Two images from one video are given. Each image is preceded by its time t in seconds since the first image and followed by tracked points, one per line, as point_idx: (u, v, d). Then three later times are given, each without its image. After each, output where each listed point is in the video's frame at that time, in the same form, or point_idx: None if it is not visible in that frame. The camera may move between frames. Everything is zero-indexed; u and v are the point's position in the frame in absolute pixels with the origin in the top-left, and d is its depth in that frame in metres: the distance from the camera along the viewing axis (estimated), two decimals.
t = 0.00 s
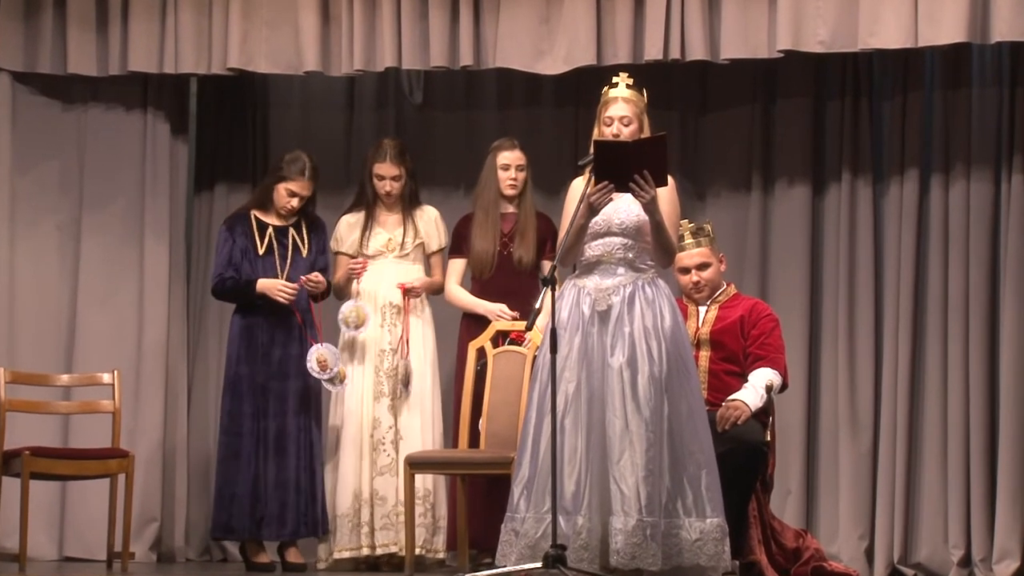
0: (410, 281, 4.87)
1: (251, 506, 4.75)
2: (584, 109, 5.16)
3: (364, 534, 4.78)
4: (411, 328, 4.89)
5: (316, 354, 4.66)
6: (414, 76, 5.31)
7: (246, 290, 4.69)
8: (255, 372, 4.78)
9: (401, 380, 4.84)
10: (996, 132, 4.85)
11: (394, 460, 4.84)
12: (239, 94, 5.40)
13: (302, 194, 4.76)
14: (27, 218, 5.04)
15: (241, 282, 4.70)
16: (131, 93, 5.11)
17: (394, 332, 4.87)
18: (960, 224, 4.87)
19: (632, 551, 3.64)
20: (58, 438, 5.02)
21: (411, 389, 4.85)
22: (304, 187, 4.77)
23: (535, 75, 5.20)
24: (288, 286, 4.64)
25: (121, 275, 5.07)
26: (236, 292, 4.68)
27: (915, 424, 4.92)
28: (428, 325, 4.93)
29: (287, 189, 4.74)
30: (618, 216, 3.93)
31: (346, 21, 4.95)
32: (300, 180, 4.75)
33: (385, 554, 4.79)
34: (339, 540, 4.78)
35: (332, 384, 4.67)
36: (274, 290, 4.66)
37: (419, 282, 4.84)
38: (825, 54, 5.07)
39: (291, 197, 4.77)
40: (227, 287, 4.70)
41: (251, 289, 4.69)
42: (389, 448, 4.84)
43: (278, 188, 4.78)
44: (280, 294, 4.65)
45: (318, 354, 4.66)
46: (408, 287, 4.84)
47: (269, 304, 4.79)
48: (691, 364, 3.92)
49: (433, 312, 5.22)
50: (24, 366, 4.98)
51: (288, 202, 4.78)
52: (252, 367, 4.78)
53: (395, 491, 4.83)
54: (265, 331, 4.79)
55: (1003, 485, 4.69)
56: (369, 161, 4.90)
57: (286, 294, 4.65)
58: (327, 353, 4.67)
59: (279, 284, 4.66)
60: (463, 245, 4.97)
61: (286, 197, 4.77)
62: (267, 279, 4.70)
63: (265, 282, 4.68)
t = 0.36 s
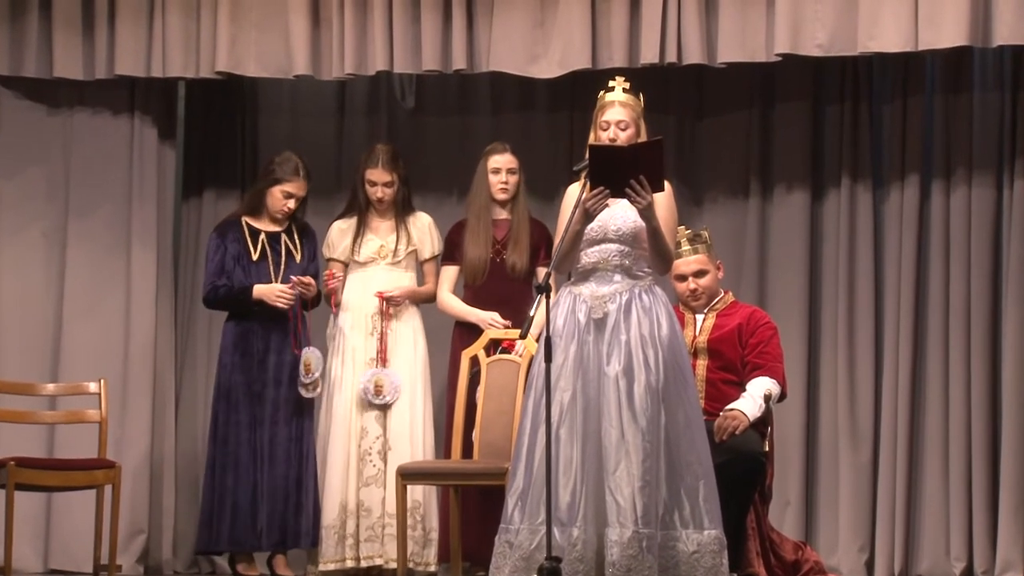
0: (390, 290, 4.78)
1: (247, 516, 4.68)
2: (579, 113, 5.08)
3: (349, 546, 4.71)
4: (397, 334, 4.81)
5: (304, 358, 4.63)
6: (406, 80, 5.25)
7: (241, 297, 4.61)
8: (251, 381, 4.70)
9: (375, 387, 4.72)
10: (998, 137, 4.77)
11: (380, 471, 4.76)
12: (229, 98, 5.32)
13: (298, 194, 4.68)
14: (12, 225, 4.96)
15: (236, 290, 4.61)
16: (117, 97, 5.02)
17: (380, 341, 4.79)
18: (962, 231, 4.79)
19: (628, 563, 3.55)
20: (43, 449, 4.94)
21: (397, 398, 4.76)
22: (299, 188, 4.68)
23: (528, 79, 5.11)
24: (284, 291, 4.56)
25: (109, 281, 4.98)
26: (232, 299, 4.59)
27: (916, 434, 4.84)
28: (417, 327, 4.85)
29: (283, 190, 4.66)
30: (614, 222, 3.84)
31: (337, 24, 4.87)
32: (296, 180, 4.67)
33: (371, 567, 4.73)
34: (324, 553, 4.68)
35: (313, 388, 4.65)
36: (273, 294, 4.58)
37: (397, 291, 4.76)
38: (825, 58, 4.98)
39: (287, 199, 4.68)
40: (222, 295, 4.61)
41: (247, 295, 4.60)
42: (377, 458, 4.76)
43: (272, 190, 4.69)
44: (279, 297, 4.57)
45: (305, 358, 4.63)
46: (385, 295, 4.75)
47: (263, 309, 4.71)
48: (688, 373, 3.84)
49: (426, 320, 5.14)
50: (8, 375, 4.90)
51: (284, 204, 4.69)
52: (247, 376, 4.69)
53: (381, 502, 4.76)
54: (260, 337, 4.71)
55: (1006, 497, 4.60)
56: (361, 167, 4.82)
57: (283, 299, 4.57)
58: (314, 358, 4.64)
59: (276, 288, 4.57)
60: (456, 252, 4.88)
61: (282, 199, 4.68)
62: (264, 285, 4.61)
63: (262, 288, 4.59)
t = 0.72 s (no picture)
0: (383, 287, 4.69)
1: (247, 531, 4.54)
2: (578, 117, 4.99)
3: (345, 559, 4.65)
4: (392, 337, 4.74)
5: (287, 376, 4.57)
6: (402, 82, 5.14)
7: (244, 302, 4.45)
8: (251, 390, 4.57)
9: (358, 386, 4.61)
10: (1004, 142, 4.68)
11: (376, 482, 4.66)
12: (221, 102, 5.23)
13: (295, 194, 4.59)
14: None
15: (239, 295, 4.47)
16: (107, 100, 4.93)
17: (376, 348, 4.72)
18: (968, 237, 4.70)
19: None
20: (32, 459, 4.84)
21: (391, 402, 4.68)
22: (295, 187, 4.60)
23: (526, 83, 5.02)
24: (291, 290, 4.43)
25: (100, 288, 4.89)
26: (235, 305, 4.46)
27: (922, 444, 4.75)
28: (413, 331, 4.78)
29: (281, 191, 4.55)
30: (614, 228, 3.76)
31: (331, 26, 4.79)
32: (291, 179, 4.57)
33: None
34: (322, 564, 4.62)
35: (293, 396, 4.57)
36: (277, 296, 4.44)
37: (389, 289, 4.66)
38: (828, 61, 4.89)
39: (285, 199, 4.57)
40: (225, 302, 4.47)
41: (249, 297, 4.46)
42: (371, 469, 4.67)
43: (268, 193, 4.58)
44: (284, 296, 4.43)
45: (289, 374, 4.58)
46: (379, 293, 4.65)
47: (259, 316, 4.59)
48: (690, 382, 3.75)
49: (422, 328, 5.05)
50: None
51: (282, 206, 4.58)
52: (247, 386, 4.57)
53: (376, 514, 4.66)
54: (259, 345, 4.59)
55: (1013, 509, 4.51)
56: (354, 175, 4.74)
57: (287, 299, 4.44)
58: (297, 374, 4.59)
59: (280, 289, 4.43)
60: (454, 259, 4.78)
61: (279, 200, 4.57)
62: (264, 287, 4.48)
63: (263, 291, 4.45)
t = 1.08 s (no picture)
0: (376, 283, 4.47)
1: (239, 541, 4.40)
2: (575, 115, 4.84)
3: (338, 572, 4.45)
4: (383, 342, 4.57)
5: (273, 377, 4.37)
6: (392, 80, 4.99)
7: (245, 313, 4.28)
8: (240, 398, 4.39)
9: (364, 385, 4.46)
10: (1016, 141, 4.52)
11: (370, 494, 4.51)
12: (206, 101, 5.08)
13: (280, 192, 4.40)
14: None
15: (246, 303, 4.29)
16: (89, 98, 4.77)
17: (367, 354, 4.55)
18: (979, 239, 4.53)
19: None
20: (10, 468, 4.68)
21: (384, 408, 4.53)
22: (281, 186, 4.41)
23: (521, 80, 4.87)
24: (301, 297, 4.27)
25: (82, 293, 4.73)
26: (244, 314, 4.28)
27: (931, 454, 4.59)
28: (405, 336, 4.61)
29: (266, 190, 4.37)
30: (612, 230, 3.60)
31: (321, 21, 4.63)
32: (277, 177, 4.40)
33: None
34: None
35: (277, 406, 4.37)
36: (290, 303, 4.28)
37: (381, 283, 4.43)
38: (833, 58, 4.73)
39: (271, 199, 4.39)
40: (229, 309, 4.28)
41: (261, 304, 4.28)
42: (364, 480, 4.51)
43: (253, 192, 4.39)
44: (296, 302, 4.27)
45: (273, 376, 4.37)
46: (372, 288, 4.42)
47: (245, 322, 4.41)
48: (691, 389, 3.59)
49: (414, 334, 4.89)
50: None
51: (267, 205, 4.39)
52: (235, 393, 4.38)
53: (370, 526, 4.50)
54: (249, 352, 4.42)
55: None
56: (342, 177, 4.59)
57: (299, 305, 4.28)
58: (281, 376, 4.38)
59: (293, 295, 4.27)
60: (447, 262, 4.62)
61: (265, 199, 4.38)
62: (274, 294, 4.31)
63: (278, 298, 4.28)
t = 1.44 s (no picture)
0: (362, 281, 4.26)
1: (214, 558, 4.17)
2: (568, 109, 4.64)
3: None
4: (367, 347, 4.36)
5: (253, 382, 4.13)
6: (378, 73, 4.81)
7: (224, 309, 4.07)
8: (216, 405, 4.18)
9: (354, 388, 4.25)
10: None
11: (351, 505, 4.29)
12: (182, 95, 4.88)
13: (259, 189, 4.20)
14: None
15: (220, 302, 4.08)
16: (59, 92, 4.57)
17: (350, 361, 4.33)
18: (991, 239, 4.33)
19: None
20: None
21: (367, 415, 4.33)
22: (259, 183, 4.22)
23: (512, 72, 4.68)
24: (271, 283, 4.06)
25: (52, 295, 4.53)
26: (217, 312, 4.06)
27: (940, 463, 4.39)
28: (389, 340, 4.40)
29: (244, 187, 4.18)
30: (607, 229, 3.39)
31: (302, 11, 4.43)
32: (255, 174, 4.21)
33: None
34: None
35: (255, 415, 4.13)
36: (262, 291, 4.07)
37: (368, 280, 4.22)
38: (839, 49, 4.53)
39: (248, 196, 4.19)
40: (203, 310, 4.07)
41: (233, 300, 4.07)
42: (346, 490, 4.30)
43: (230, 189, 4.19)
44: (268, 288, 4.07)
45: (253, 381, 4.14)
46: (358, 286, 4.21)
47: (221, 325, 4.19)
48: (690, 395, 3.38)
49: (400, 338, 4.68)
50: None
51: (244, 203, 4.19)
52: (212, 398, 4.17)
53: (352, 539, 4.29)
54: (224, 356, 4.20)
55: None
56: (323, 175, 4.41)
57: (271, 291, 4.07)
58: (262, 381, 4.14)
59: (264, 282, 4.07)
60: (434, 262, 4.42)
61: (242, 197, 4.19)
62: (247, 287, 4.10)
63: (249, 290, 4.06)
